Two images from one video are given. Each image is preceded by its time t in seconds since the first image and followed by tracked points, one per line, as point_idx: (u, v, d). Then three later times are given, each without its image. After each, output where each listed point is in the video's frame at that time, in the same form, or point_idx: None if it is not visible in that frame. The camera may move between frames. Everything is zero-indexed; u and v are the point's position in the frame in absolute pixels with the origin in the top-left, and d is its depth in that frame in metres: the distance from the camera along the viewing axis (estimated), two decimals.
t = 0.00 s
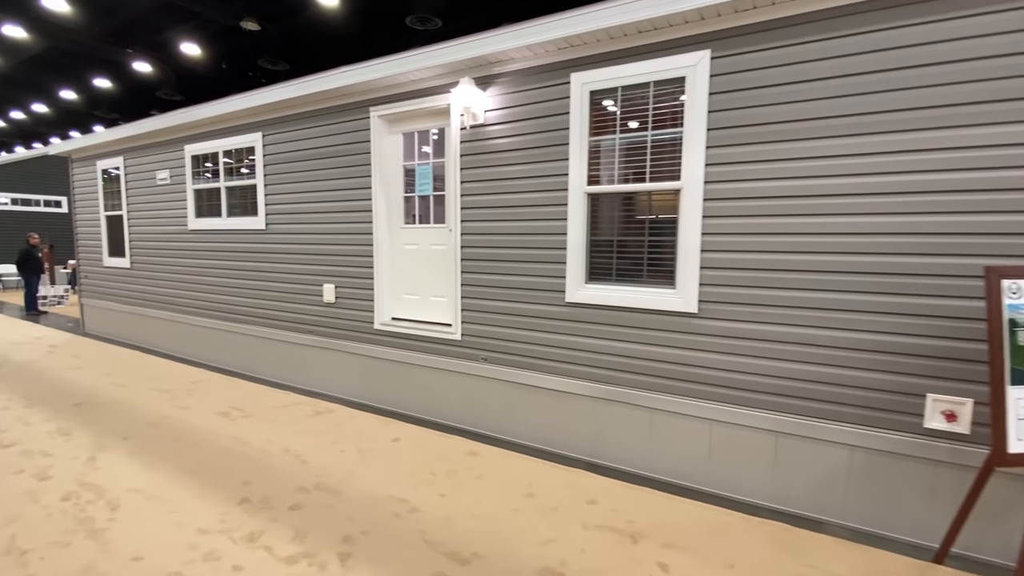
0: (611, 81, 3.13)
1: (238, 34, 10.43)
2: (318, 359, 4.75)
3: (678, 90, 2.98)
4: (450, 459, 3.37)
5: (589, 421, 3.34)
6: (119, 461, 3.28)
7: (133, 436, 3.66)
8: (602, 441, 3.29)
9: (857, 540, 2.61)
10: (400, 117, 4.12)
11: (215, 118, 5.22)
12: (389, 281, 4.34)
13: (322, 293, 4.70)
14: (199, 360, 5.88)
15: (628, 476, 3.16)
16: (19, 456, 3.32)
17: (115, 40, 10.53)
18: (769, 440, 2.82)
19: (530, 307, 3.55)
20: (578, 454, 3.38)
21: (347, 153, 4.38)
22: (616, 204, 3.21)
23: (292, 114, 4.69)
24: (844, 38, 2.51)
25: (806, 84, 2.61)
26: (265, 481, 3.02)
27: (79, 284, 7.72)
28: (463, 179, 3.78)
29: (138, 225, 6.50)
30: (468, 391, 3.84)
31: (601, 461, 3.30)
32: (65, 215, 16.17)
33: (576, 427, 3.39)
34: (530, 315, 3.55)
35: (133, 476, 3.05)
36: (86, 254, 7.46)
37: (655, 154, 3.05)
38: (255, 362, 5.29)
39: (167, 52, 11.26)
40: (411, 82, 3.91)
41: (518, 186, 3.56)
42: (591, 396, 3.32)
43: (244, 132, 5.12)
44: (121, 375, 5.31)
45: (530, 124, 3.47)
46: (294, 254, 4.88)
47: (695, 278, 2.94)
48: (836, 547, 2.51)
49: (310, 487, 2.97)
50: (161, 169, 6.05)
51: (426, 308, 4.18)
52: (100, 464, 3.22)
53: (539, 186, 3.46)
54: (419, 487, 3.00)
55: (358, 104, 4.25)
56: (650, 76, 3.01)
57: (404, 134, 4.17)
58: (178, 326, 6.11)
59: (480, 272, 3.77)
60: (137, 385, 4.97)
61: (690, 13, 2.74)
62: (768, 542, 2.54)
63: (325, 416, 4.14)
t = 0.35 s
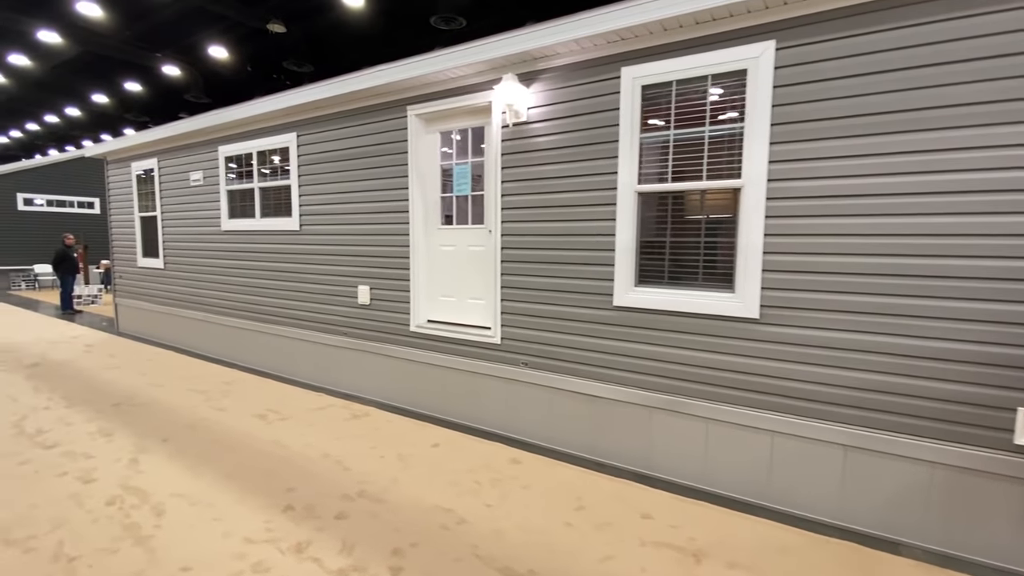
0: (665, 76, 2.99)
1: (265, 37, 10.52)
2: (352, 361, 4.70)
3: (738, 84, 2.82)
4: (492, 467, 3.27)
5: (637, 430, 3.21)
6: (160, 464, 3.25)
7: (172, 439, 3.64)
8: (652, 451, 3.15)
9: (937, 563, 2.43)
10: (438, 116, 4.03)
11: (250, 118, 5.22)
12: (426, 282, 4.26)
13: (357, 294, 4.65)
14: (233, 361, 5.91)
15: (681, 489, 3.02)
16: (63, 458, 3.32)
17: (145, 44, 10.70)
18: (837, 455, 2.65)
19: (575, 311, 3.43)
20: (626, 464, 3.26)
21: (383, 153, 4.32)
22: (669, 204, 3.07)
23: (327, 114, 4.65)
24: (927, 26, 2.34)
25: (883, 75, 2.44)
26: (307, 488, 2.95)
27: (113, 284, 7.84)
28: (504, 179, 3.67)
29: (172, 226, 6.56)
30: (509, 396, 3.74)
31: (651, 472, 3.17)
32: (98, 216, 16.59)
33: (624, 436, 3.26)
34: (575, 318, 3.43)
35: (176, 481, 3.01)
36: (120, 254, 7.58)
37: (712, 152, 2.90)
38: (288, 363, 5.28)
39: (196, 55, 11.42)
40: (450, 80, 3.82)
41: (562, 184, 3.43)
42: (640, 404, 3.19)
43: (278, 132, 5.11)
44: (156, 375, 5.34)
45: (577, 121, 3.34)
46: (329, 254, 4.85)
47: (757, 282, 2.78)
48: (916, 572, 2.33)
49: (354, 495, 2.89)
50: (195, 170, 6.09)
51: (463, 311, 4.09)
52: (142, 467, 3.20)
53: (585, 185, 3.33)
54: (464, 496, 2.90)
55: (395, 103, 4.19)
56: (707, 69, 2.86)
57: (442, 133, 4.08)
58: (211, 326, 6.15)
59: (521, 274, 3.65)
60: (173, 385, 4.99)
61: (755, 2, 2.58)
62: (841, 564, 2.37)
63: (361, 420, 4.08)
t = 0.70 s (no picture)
0: (720, 67, 2.87)
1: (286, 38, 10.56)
2: (384, 361, 4.65)
3: (800, 74, 2.70)
4: (536, 471, 3.17)
5: (688, 435, 3.10)
6: (199, 464, 3.20)
7: (209, 439, 3.60)
8: (704, 456, 3.04)
9: None
10: (474, 112, 3.94)
11: (280, 117, 5.19)
12: (461, 282, 4.18)
13: (389, 293, 4.59)
14: (260, 360, 5.89)
15: (735, 497, 2.91)
16: (103, 457, 3.29)
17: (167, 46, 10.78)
18: (908, 463, 2.52)
19: (621, 311, 3.32)
20: (675, 470, 3.14)
21: (417, 150, 4.25)
22: (723, 200, 2.95)
23: (360, 111, 4.60)
24: (1017, 10, 2.20)
25: (962, 62, 2.31)
26: (350, 491, 2.88)
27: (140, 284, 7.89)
28: (545, 175, 3.57)
29: (200, 225, 6.57)
30: (548, 398, 3.64)
31: (701, 478, 3.06)
32: (121, 216, 16.70)
33: (673, 441, 3.14)
34: (620, 319, 3.32)
35: (217, 482, 2.96)
36: (147, 253, 7.62)
37: (772, 145, 2.78)
38: (318, 363, 5.24)
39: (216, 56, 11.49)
40: (489, 74, 3.73)
41: (607, 181, 3.32)
42: (690, 408, 3.07)
43: (309, 130, 5.07)
44: (186, 374, 5.33)
45: (624, 115, 3.23)
46: (360, 253, 4.80)
47: (820, 281, 2.66)
48: None
49: (398, 499, 2.81)
50: (223, 169, 6.09)
51: (500, 310, 4.00)
52: (181, 468, 3.15)
53: (632, 181, 3.22)
54: (511, 502, 2.81)
55: (430, 99, 4.12)
56: (767, 59, 2.74)
57: (478, 129, 3.99)
58: (239, 325, 6.14)
59: (562, 274, 3.55)
60: (204, 384, 4.97)
61: None
62: None
63: (395, 421, 4.02)
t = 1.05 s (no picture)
0: (775, 61, 2.75)
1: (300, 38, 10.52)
2: (410, 364, 4.55)
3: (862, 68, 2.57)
4: (577, 482, 3.06)
5: (737, 445, 2.98)
6: (231, 472, 3.12)
7: (238, 445, 3.52)
8: (754, 467, 2.93)
9: None
10: (507, 110, 3.83)
11: (303, 116, 5.12)
12: (492, 284, 4.07)
13: (416, 295, 4.50)
14: (280, 362, 5.82)
15: (789, 510, 2.79)
16: (133, 464, 3.22)
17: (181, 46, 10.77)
18: (981, 478, 2.38)
19: (664, 316, 3.19)
20: (723, 481, 3.03)
21: (448, 149, 4.16)
22: (776, 200, 2.83)
23: (387, 110, 4.51)
24: None
25: None
26: (389, 502, 2.79)
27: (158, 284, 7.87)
28: (582, 175, 3.45)
29: (220, 226, 6.52)
30: (586, 405, 3.53)
31: (752, 490, 2.95)
32: (136, 216, 16.81)
33: (720, 452, 3.03)
34: (664, 324, 3.19)
35: (252, 492, 2.87)
36: (165, 254, 7.59)
37: (831, 143, 2.66)
38: (340, 365, 5.16)
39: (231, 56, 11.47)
40: (523, 71, 3.62)
41: (650, 180, 3.19)
42: (740, 417, 2.96)
43: (333, 129, 4.99)
44: (209, 376, 5.27)
45: (668, 112, 3.10)
46: (386, 254, 4.71)
47: (884, 286, 2.52)
48: None
49: (440, 511, 2.71)
50: (245, 169, 6.04)
51: (532, 313, 3.88)
52: (214, 475, 3.07)
53: (677, 180, 3.09)
54: (557, 514, 2.70)
55: (461, 97, 4.02)
56: (827, 53, 2.61)
57: (511, 127, 3.88)
58: (259, 327, 6.07)
59: (601, 276, 3.43)
60: (227, 387, 4.90)
61: None
62: None
63: (425, 427, 3.92)
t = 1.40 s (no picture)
0: (833, 48, 2.59)
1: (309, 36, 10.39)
2: (432, 367, 4.39)
3: (931, 54, 2.41)
4: (618, 493, 2.90)
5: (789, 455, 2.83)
6: (255, 481, 2.98)
7: (260, 452, 3.38)
8: (807, 478, 2.79)
9: None
10: (538, 103, 3.68)
11: (321, 112, 4.99)
12: (519, 285, 3.90)
13: (439, 296, 4.35)
14: (295, 364, 5.69)
15: (846, 524, 2.65)
16: (153, 472, 3.08)
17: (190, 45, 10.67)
18: None
19: (709, 318, 3.02)
20: (773, 493, 2.89)
21: (474, 145, 4.01)
22: (834, 195, 2.68)
23: (410, 105, 4.38)
24: None
25: None
26: (424, 515, 2.64)
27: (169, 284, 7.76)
28: (619, 170, 3.28)
29: (234, 225, 6.41)
30: (622, 412, 3.36)
31: (804, 503, 2.80)
32: (143, 216, 16.66)
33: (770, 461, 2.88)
34: (708, 327, 3.03)
35: (278, 503, 2.73)
36: (177, 253, 7.48)
37: (896, 135, 2.51)
38: (358, 368, 5.01)
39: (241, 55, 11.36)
40: (557, 62, 3.47)
41: (693, 176, 3.02)
42: (792, 425, 2.80)
43: (353, 125, 4.86)
44: (224, 379, 5.15)
45: (715, 103, 2.93)
46: (408, 254, 4.57)
47: (956, 287, 2.36)
48: None
49: (478, 525, 2.56)
50: (259, 167, 5.92)
51: (563, 315, 3.72)
52: (237, 485, 2.93)
53: (724, 174, 2.92)
54: (602, 529, 2.55)
55: (489, 90, 3.87)
56: (893, 39, 2.45)
57: (541, 121, 3.73)
58: (273, 328, 5.94)
59: (639, 276, 3.25)
60: (243, 390, 4.77)
61: None
62: None
63: (452, 433, 3.77)
